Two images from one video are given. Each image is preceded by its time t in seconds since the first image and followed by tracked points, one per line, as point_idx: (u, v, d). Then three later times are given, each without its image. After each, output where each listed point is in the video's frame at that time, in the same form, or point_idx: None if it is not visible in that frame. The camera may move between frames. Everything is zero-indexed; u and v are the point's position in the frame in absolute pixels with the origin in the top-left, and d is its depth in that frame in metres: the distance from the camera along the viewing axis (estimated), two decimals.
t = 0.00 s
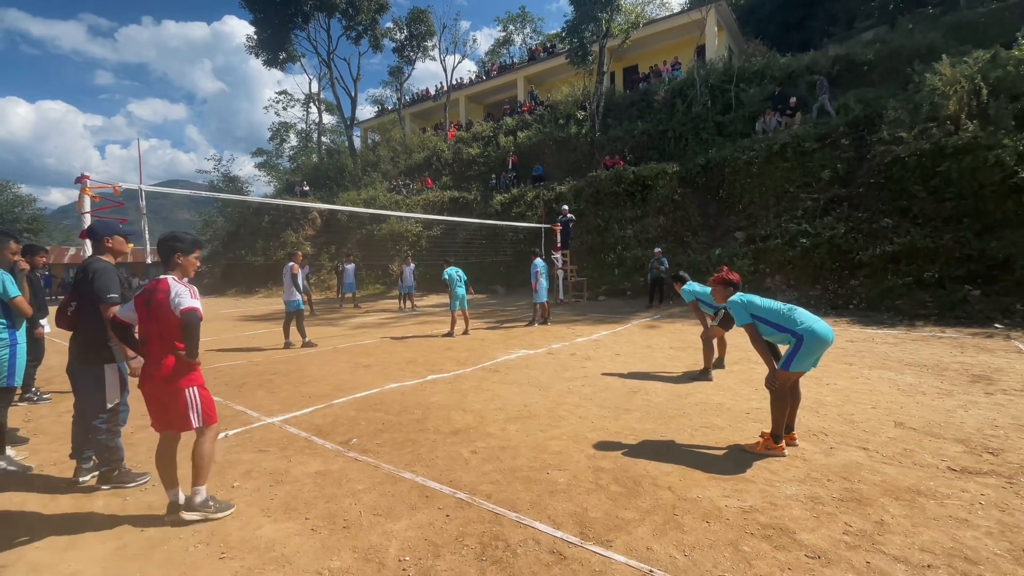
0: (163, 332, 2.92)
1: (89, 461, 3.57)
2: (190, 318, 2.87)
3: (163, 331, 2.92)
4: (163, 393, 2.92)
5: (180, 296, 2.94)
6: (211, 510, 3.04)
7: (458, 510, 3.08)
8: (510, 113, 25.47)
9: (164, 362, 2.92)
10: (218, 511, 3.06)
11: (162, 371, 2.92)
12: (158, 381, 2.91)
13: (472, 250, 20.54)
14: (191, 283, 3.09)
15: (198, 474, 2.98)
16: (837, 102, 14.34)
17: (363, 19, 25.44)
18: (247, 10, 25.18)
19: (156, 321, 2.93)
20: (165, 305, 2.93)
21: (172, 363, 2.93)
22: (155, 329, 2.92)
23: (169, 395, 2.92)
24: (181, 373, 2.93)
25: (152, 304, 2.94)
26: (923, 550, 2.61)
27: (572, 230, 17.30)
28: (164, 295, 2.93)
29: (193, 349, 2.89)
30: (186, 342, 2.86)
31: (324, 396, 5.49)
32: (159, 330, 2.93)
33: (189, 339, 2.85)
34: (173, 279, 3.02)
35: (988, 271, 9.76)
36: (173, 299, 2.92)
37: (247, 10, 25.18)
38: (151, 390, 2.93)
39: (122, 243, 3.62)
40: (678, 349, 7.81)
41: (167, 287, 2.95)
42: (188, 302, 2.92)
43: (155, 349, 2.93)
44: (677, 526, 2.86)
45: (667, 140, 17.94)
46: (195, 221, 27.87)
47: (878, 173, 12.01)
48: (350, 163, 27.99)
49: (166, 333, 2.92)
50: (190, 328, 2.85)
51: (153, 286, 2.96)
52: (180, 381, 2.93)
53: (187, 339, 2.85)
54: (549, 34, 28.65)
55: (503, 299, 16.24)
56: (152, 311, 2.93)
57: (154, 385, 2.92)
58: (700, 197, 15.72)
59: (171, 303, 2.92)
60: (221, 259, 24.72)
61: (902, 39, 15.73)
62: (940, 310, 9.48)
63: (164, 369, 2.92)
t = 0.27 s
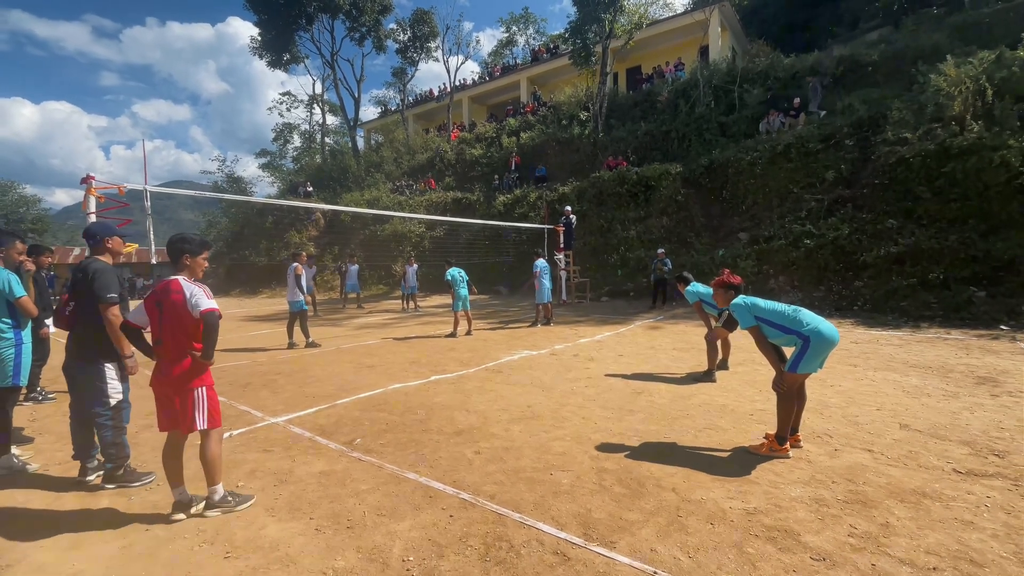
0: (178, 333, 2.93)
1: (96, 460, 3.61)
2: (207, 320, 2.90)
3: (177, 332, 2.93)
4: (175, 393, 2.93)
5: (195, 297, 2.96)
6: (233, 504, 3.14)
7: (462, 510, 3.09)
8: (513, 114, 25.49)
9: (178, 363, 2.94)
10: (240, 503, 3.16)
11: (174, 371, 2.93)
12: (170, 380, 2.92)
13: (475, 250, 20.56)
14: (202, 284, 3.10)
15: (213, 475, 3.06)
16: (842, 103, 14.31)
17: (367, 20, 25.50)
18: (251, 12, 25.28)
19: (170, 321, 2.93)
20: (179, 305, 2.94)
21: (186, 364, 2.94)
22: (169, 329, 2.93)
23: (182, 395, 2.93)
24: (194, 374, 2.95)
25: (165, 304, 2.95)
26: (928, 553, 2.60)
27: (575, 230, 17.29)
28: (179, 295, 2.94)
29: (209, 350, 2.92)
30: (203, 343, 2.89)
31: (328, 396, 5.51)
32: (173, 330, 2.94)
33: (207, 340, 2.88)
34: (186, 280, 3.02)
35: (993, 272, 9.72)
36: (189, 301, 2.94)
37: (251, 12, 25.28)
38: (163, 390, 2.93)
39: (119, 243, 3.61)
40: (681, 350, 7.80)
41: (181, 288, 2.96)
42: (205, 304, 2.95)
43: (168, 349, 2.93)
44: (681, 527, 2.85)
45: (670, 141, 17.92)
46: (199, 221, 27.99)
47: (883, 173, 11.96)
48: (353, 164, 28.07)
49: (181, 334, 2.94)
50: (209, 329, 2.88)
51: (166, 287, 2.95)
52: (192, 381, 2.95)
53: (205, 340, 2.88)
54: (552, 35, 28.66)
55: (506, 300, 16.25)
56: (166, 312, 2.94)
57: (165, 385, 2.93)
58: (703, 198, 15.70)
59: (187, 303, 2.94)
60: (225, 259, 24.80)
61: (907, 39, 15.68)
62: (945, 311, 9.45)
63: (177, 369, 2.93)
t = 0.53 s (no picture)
0: (191, 331, 2.95)
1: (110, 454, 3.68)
2: (220, 318, 2.93)
3: (191, 331, 2.96)
4: (188, 391, 2.95)
5: (208, 296, 2.98)
6: (242, 502, 3.16)
7: (470, 509, 3.09)
8: (519, 115, 25.51)
9: (191, 361, 2.96)
10: (248, 501, 3.18)
11: (188, 369, 2.95)
12: (184, 378, 2.94)
13: (480, 251, 20.59)
14: (214, 283, 3.13)
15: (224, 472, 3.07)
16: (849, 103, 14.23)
17: (373, 22, 25.60)
18: (259, 14, 25.44)
19: (184, 319, 2.96)
20: (192, 304, 2.96)
21: (200, 362, 2.97)
22: (183, 328, 2.95)
23: (195, 392, 2.95)
24: (207, 372, 2.98)
25: (179, 303, 2.97)
26: (939, 554, 2.58)
27: (580, 231, 17.28)
28: (192, 294, 2.97)
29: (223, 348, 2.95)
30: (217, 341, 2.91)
31: (335, 395, 5.53)
32: (185, 329, 2.96)
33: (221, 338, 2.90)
34: (197, 278, 3.05)
35: (1002, 273, 9.65)
36: (203, 299, 2.97)
37: (259, 14, 25.44)
38: (176, 388, 2.95)
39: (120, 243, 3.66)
40: (687, 351, 7.78)
41: (194, 287, 2.98)
42: (219, 302, 2.98)
43: (181, 348, 2.96)
44: (689, 528, 2.84)
45: (676, 142, 17.89)
46: (207, 222, 28.19)
47: (891, 174, 11.89)
48: (359, 165, 28.18)
49: (195, 332, 2.96)
50: (223, 327, 2.91)
51: (179, 286, 2.98)
52: (206, 378, 2.98)
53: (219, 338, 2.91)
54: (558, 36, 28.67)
55: (511, 301, 16.27)
56: (180, 310, 2.96)
57: (179, 384, 2.95)
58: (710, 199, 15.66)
59: (201, 302, 2.96)
60: (232, 260, 24.95)
61: (915, 39, 15.59)
62: (954, 313, 9.38)
63: (190, 368, 2.95)
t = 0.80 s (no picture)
0: (201, 332, 2.97)
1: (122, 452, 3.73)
2: (227, 319, 2.95)
3: (201, 333, 2.97)
4: (197, 392, 2.97)
5: (216, 297, 3.00)
6: (249, 501, 3.17)
7: (476, 511, 3.09)
8: (524, 116, 25.53)
9: (201, 362, 2.98)
10: (255, 501, 3.19)
11: (197, 370, 2.97)
12: (193, 379, 2.96)
13: (486, 252, 20.61)
14: (223, 284, 3.15)
15: (233, 471, 3.09)
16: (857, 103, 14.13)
17: (380, 24, 25.71)
18: (266, 17, 25.63)
19: (193, 321, 2.97)
20: (201, 306, 2.98)
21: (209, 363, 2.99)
22: (192, 329, 2.97)
23: (204, 393, 2.97)
24: (216, 373, 2.99)
25: (189, 305, 2.99)
26: (950, 559, 2.55)
27: (586, 232, 17.26)
28: (201, 296, 2.99)
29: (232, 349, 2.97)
30: (225, 342, 2.93)
31: (341, 396, 5.55)
32: (195, 330, 2.98)
33: (229, 339, 2.91)
34: (206, 280, 3.07)
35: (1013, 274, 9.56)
36: (211, 301, 2.99)
37: (266, 18, 25.62)
38: (185, 388, 2.97)
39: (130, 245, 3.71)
40: (694, 353, 7.75)
41: (202, 289, 3.00)
42: (227, 303, 2.99)
43: (191, 349, 2.98)
44: (696, 531, 2.83)
45: (683, 142, 17.82)
46: (215, 224, 28.39)
47: (900, 173, 11.79)
48: (365, 167, 28.31)
49: (204, 334, 2.98)
50: (231, 329, 2.92)
51: (188, 287, 3.00)
52: (215, 379, 2.99)
53: (227, 339, 2.92)
54: (564, 37, 28.66)
55: (517, 302, 16.27)
56: (189, 312, 2.98)
57: (188, 384, 2.97)
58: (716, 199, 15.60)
59: (209, 304, 2.98)
60: (239, 261, 25.11)
61: (924, 38, 15.45)
62: (965, 314, 9.30)
63: (199, 368, 2.97)
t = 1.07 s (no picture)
0: (211, 335, 3.01)
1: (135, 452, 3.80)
2: (237, 322, 2.98)
3: (211, 336, 3.01)
4: (208, 393, 3.00)
5: (226, 300, 3.04)
6: (258, 504, 3.19)
7: (483, 514, 3.09)
8: (532, 118, 25.53)
9: (211, 364, 3.01)
10: (263, 503, 3.21)
11: (208, 372, 3.00)
12: (204, 382, 2.99)
13: (493, 254, 20.63)
14: (232, 288, 3.18)
15: (242, 474, 3.11)
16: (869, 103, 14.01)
17: (388, 27, 25.86)
18: (276, 22, 25.86)
19: (203, 324, 3.01)
20: (211, 309, 3.02)
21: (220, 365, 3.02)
22: (203, 332, 3.00)
23: (216, 395, 3.00)
24: (227, 375, 3.02)
25: (199, 309, 3.02)
26: (963, 566, 2.52)
27: (594, 234, 17.23)
28: (211, 299, 3.02)
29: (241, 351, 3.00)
30: (235, 345, 2.96)
31: (350, 398, 5.58)
32: (206, 334, 3.01)
33: (238, 342, 2.94)
34: (215, 283, 3.10)
35: None
36: (221, 304, 3.02)
37: (276, 22, 25.85)
38: (196, 391, 3.00)
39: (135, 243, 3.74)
40: (704, 355, 7.70)
41: (212, 292, 3.04)
42: (236, 306, 3.03)
43: (202, 352, 3.01)
44: (705, 536, 2.81)
45: (691, 143, 17.75)
46: (226, 226, 28.66)
47: (913, 174, 11.67)
48: (374, 169, 28.45)
49: (214, 337, 3.01)
50: (240, 331, 2.95)
51: (198, 291, 3.04)
52: (226, 381, 3.02)
53: (237, 341, 2.95)
54: (572, 39, 28.65)
55: (525, 304, 16.27)
56: (200, 315, 3.02)
57: (199, 386, 3.00)
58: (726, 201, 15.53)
59: (219, 307, 3.02)
60: (250, 263, 25.33)
61: (937, 37, 15.27)
62: (979, 317, 9.18)
63: (210, 371, 3.00)
